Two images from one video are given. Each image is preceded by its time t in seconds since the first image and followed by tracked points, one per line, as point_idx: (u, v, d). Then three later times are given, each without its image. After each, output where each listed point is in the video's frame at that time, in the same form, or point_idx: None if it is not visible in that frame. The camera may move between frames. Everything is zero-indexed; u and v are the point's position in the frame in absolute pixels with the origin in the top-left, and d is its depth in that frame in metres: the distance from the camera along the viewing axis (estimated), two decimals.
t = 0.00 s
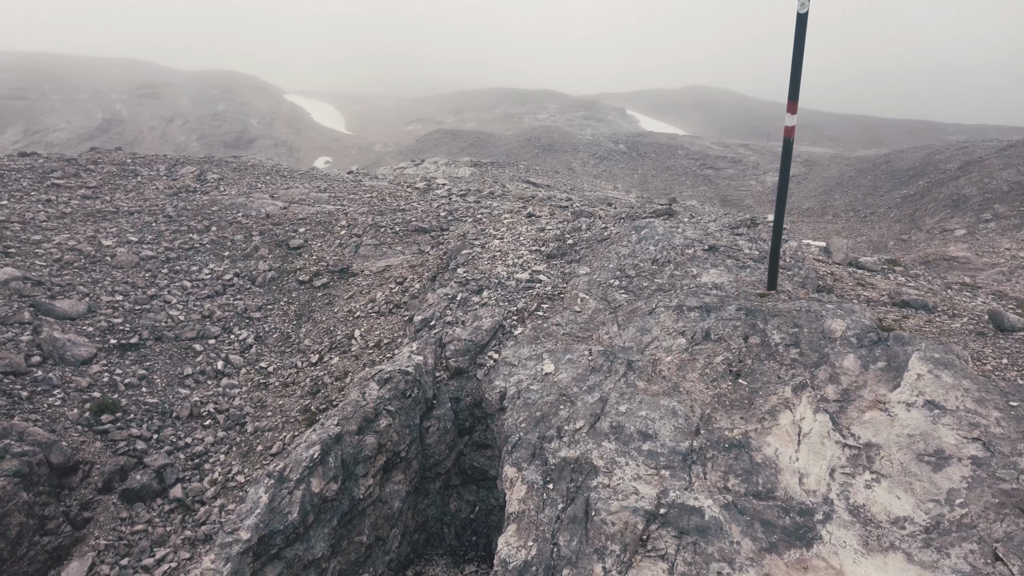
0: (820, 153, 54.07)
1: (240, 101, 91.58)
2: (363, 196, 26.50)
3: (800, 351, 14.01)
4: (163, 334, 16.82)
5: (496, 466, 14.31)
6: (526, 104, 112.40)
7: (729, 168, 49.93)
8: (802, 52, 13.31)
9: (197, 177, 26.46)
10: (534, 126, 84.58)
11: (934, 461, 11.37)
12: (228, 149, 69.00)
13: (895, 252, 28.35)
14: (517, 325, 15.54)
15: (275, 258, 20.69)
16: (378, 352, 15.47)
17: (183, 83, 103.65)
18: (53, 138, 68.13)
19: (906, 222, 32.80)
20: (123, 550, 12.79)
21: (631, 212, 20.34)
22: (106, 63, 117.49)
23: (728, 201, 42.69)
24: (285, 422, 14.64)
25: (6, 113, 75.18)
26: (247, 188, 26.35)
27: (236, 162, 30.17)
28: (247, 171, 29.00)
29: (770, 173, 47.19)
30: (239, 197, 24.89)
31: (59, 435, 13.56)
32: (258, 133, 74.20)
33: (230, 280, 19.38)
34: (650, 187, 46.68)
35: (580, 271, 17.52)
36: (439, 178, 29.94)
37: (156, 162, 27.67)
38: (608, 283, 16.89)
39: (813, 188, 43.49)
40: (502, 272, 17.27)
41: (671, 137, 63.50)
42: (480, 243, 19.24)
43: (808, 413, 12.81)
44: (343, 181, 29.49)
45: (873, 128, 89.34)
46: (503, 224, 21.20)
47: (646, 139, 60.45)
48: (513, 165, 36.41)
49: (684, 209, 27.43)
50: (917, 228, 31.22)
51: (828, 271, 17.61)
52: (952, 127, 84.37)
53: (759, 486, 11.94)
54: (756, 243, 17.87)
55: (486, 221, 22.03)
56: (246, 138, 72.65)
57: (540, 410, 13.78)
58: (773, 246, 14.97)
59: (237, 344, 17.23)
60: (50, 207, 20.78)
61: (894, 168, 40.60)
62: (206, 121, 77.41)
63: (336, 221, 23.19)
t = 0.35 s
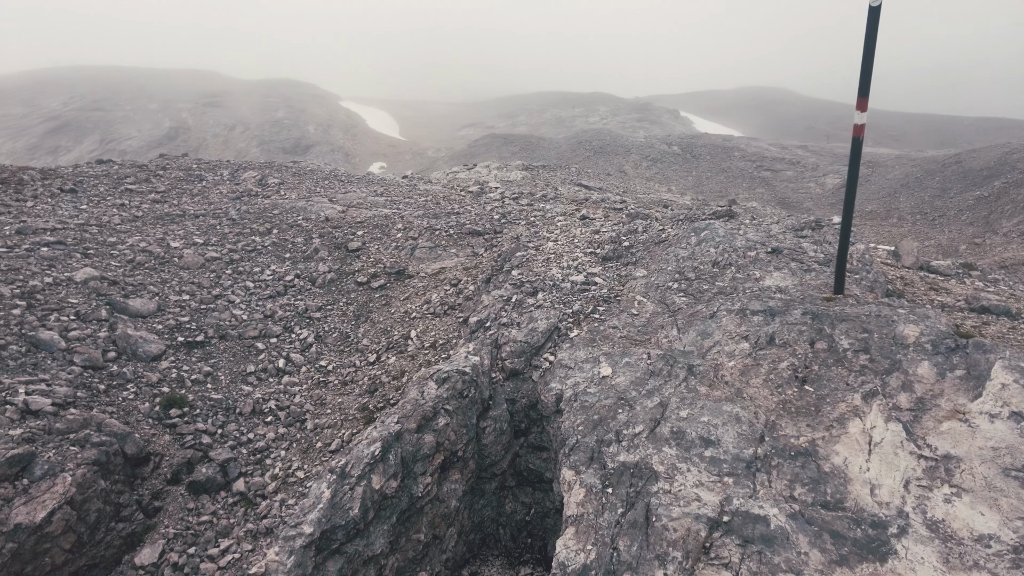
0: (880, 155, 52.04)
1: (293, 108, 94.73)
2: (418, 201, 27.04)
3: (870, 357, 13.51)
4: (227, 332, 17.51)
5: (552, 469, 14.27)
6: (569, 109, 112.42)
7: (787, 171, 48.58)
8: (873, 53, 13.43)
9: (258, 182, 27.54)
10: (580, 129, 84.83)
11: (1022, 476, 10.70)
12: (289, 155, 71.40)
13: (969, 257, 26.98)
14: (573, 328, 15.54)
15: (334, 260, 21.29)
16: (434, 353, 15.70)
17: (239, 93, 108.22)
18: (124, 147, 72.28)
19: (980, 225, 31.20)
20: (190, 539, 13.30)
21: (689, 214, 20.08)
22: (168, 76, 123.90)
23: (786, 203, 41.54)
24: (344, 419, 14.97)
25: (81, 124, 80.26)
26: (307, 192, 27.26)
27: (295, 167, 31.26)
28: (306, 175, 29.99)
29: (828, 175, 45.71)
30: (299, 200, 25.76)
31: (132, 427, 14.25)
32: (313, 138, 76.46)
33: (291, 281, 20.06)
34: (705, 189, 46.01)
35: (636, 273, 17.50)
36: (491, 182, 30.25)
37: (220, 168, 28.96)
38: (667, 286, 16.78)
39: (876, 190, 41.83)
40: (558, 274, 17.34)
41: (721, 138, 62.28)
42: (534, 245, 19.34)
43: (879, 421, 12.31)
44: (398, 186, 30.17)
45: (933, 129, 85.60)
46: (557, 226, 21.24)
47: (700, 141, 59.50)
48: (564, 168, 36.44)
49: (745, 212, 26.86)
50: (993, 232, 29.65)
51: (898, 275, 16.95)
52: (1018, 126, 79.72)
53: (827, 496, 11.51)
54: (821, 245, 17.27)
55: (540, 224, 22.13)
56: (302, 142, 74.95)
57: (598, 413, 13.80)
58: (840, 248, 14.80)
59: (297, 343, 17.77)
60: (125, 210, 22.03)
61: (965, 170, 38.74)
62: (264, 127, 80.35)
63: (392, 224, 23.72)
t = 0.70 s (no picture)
0: (927, 155, 50.47)
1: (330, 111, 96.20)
2: (457, 203, 27.23)
3: (928, 365, 13.06)
4: (273, 332, 17.88)
5: (595, 473, 14.42)
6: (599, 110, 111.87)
7: (829, 171, 47.44)
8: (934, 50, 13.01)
9: (300, 184, 28.09)
10: (612, 131, 84.45)
11: None
12: (329, 157, 72.69)
13: None
14: (617, 331, 15.59)
15: (376, 261, 21.57)
16: (475, 354, 15.74)
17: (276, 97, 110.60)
18: (170, 150, 74.68)
19: None
20: (238, 535, 13.57)
21: (734, 216, 19.78)
22: (209, 81, 127.43)
23: (828, 205, 40.70)
24: (387, 419, 15.10)
25: (129, 129, 83.20)
26: (348, 194, 27.71)
27: (335, 169, 31.80)
28: (346, 177, 30.46)
29: (872, 175, 44.54)
30: (340, 203, 26.19)
31: (183, 424, 14.58)
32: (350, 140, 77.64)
33: (334, 282, 20.38)
34: (743, 192, 45.37)
35: (682, 276, 17.34)
36: (529, 184, 30.29)
37: (263, 170, 29.62)
38: (713, 290, 16.58)
39: (924, 192, 40.59)
40: (601, 277, 17.34)
41: (757, 139, 61.29)
42: (575, 247, 19.38)
43: (940, 431, 11.90)
44: (437, 188, 30.43)
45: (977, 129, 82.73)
46: (597, 229, 21.16)
47: (738, 141, 58.58)
48: (602, 169, 36.27)
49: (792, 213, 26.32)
50: None
51: (954, 279, 16.38)
52: None
53: (886, 507, 11.14)
54: (873, 248, 16.82)
55: (580, 226, 22.08)
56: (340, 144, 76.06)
57: (645, 418, 13.72)
58: (896, 251, 14.31)
59: (340, 343, 18.02)
60: (173, 212, 22.72)
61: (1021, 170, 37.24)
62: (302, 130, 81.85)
63: (432, 226, 23.94)
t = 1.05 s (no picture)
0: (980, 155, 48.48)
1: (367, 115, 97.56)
2: (494, 205, 27.32)
3: (990, 374, 12.46)
4: (315, 332, 18.17)
5: (638, 480, 14.33)
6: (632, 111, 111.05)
7: (874, 172, 46.04)
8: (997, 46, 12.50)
9: (340, 187, 28.61)
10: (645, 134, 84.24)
11: None
12: (366, 160, 73.65)
13: None
14: (660, 336, 15.53)
15: (416, 263, 21.78)
16: (513, 356, 15.76)
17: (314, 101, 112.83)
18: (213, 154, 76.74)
19: None
20: (280, 532, 13.77)
21: (779, 219, 19.36)
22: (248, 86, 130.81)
23: (873, 207, 39.57)
24: (427, 420, 15.18)
25: (173, 134, 86.00)
26: (387, 197, 28.08)
27: (374, 172, 32.30)
28: (385, 180, 30.86)
29: (920, 177, 43.05)
30: (380, 205, 26.56)
31: (228, 422, 14.88)
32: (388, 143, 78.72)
33: (374, 283, 20.64)
34: (785, 194, 44.46)
35: (726, 280, 17.03)
36: (566, 186, 30.22)
37: (304, 173, 30.23)
38: (759, 294, 16.23)
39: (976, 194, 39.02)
40: (642, 280, 17.32)
41: (797, 139, 59.98)
42: (615, 250, 19.47)
43: (1004, 445, 11.34)
44: (474, 191, 30.60)
45: None
46: (638, 231, 20.98)
47: (778, 142, 57.46)
48: (640, 171, 35.93)
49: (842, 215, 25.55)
50: None
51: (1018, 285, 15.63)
52: None
53: (946, 523, 10.69)
54: (928, 252, 16.21)
55: (620, 229, 21.94)
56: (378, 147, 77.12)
57: (690, 425, 13.54)
58: (953, 257, 13.77)
59: (381, 344, 18.22)
60: (218, 214, 23.38)
61: None
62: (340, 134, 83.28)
63: (470, 229, 24.07)
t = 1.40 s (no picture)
0: None
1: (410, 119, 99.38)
2: (541, 206, 27.35)
3: None
4: (366, 332, 18.54)
5: (690, 486, 14.31)
6: (671, 112, 109.91)
7: (934, 171, 44.10)
8: None
9: (389, 189, 29.15)
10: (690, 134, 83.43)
11: None
12: (414, 164, 74.85)
13: None
14: (714, 340, 15.41)
15: (463, 265, 21.98)
16: (561, 359, 16.04)
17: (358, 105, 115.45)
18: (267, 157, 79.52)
19: None
20: (332, 529, 14.13)
21: (837, 220, 18.75)
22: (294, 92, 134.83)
23: (934, 207, 37.90)
24: (475, 421, 15.31)
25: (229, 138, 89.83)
26: (435, 199, 28.44)
27: (422, 175, 32.80)
28: (432, 182, 31.26)
29: (985, 176, 40.99)
30: (427, 208, 26.92)
31: (283, 419, 15.30)
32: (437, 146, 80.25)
33: (423, 285, 20.92)
34: (840, 194, 43.05)
35: (781, 283, 16.59)
36: (614, 187, 30.03)
37: (354, 176, 30.92)
38: (817, 298, 15.75)
39: None
40: (694, 283, 17.15)
41: (850, 137, 58.01)
42: (665, 252, 19.41)
43: None
44: (521, 192, 30.72)
45: None
46: (689, 233, 20.68)
47: (831, 141, 55.81)
48: (688, 172, 35.36)
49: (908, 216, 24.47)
50: None
51: None
52: None
53: None
54: (1001, 255, 15.36)
55: (670, 231, 21.65)
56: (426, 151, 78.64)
57: (746, 432, 13.32)
58: None
59: (429, 344, 18.42)
60: (272, 217, 24.14)
61: None
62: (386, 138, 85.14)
63: (517, 231, 24.17)
